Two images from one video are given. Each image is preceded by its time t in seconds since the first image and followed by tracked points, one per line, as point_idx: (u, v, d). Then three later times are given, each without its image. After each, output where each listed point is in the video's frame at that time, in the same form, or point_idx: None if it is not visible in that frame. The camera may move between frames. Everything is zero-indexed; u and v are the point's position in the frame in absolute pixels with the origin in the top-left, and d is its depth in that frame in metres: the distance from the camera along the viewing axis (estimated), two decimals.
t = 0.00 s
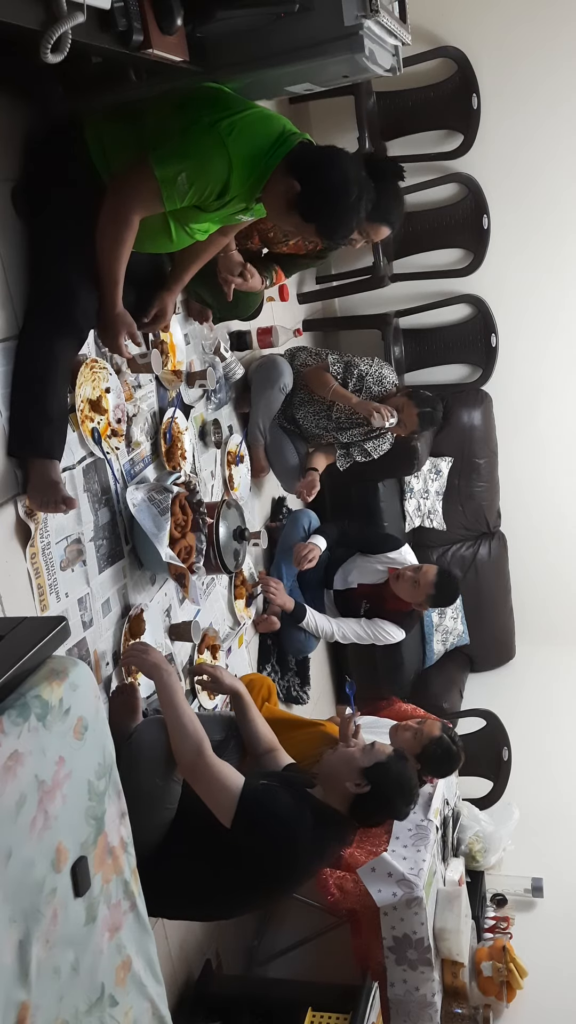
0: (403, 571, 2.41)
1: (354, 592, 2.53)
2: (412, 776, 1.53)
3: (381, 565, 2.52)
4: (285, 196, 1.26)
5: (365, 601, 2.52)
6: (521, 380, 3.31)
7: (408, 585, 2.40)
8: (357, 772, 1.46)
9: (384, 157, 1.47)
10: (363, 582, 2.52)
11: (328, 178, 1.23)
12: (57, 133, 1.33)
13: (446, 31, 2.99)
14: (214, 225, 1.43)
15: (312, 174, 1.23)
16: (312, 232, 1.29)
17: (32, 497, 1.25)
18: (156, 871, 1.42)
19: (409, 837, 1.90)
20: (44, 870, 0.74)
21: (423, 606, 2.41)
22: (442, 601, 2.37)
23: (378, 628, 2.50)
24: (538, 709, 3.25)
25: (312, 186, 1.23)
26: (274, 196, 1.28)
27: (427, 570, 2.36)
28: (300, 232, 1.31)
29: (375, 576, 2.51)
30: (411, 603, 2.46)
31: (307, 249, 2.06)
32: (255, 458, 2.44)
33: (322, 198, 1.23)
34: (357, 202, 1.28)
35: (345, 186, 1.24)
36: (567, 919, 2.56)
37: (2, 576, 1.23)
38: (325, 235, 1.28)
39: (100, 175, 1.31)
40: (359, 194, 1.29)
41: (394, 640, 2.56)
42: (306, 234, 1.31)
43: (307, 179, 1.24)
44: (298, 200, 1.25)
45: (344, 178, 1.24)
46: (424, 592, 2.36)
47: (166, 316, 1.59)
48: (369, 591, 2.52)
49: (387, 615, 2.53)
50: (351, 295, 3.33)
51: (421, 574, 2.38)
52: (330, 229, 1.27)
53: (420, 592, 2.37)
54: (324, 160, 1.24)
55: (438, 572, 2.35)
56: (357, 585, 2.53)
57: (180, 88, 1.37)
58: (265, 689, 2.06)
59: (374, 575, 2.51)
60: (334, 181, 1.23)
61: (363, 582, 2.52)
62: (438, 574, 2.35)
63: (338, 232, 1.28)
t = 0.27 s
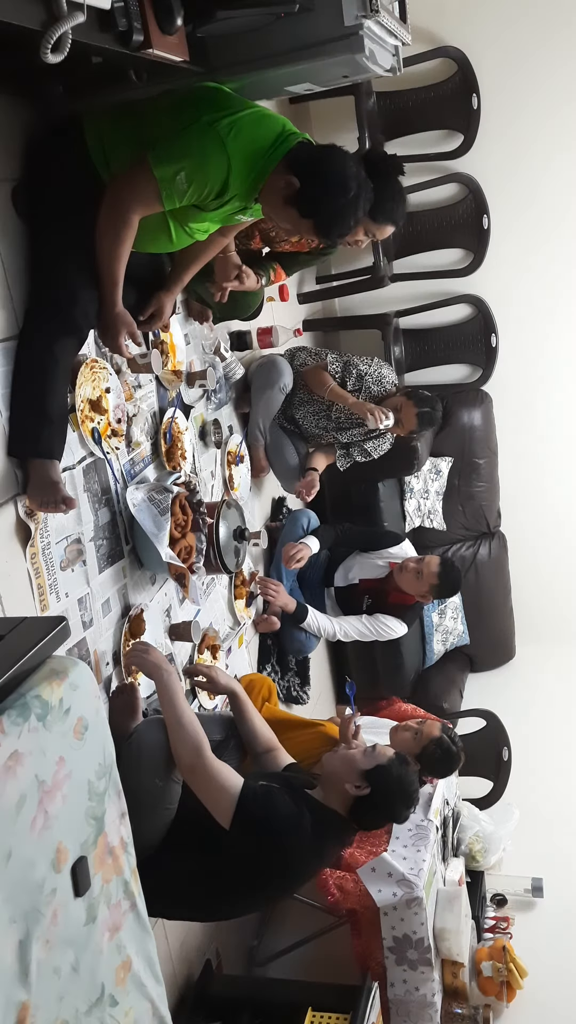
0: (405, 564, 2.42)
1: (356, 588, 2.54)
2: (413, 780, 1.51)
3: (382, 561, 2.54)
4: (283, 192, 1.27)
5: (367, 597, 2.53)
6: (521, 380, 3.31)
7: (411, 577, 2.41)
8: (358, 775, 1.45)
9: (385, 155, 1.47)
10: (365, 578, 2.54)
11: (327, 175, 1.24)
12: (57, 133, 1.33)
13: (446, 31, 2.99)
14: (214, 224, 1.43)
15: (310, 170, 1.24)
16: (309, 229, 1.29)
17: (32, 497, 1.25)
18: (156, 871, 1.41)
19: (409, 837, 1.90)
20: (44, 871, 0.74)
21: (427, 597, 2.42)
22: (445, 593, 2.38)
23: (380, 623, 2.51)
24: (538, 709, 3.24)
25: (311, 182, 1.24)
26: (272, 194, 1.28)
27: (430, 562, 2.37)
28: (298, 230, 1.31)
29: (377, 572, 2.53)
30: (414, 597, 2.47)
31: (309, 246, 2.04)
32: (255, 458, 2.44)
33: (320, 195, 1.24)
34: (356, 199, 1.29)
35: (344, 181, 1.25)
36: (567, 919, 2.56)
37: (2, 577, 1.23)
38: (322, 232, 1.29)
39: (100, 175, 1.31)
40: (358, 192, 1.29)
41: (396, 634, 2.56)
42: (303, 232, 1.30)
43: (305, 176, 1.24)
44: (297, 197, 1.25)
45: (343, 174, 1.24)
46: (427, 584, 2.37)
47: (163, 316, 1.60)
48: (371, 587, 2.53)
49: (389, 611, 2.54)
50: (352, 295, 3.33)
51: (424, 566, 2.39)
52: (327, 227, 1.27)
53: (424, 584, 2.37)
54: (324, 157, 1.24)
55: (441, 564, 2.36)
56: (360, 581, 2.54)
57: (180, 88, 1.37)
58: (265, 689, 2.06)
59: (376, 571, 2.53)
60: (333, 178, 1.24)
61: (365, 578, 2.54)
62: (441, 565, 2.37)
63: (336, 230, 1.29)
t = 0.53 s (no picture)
0: (408, 562, 2.42)
1: (357, 588, 2.52)
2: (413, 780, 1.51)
3: (383, 561, 2.51)
4: (284, 191, 1.27)
5: (369, 597, 2.51)
6: (521, 380, 3.30)
7: (414, 575, 2.41)
8: (357, 776, 1.44)
9: (386, 153, 1.47)
10: (366, 578, 2.51)
11: (326, 172, 1.24)
12: (57, 134, 1.33)
13: (446, 31, 2.99)
14: (215, 224, 1.43)
15: (309, 167, 1.25)
16: (309, 227, 1.30)
17: (32, 497, 1.25)
18: (157, 871, 1.41)
19: (409, 837, 1.90)
20: (44, 871, 0.74)
21: (429, 595, 2.42)
22: (447, 590, 2.38)
23: (383, 626, 2.50)
24: (538, 710, 3.24)
25: (310, 179, 1.24)
26: (272, 192, 1.29)
27: (433, 560, 2.37)
28: (297, 227, 1.32)
29: (378, 572, 2.51)
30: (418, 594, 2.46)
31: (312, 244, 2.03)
32: (255, 458, 2.44)
33: (319, 192, 1.24)
34: (356, 196, 1.29)
35: (344, 180, 1.25)
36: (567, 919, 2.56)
37: (2, 576, 1.23)
38: (320, 230, 1.29)
39: (100, 175, 1.31)
40: (358, 189, 1.29)
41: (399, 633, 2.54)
42: (304, 230, 1.31)
43: (305, 172, 1.25)
44: (296, 195, 1.26)
45: (342, 173, 1.25)
46: (430, 581, 2.37)
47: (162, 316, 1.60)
48: (372, 587, 2.51)
49: (391, 610, 2.52)
50: (352, 295, 3.33)
51: (427, 564, 2.39)
52: (326, 225, 1.27)
53: (427, 581, 2.37)
54: (323, 155, 1.25)
55: (444, 562, 2.36)
56: (361, 581, 2.52)
57: (181, 88, 1.37)
58: (265, 689, 2.06)
59: (377, 570, 2.51)
60: (332, 175, 1.24)
61: (367, 578, 2.52)
62: (444, 563, 2.36)
63: (334, 228, 1.28)
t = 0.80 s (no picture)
0: (408, 564, 2.42)
1: (357, 590, 2.51)
2: (413, 783, 1.50)
3: (384, 562, 2.51)
4: (285, 192, 1.28)
5: (369, 598, 2.51)
6: (521, 380, 3.30)
7: (413, 577, 2.40)
8: (357, 776, 1.45)
9: (384, 157, 1.47)
10: (366, 579, 2.51)
11: (326, 171, 1.24)
12: (57, 134, 1.33)
13: (445, 30, 2.99)
14: (215, 225, 1.43)
15: (308, 167, 1.25)
16: (313, 226, 1.30)
17: (32, 497, 1.25)
18: (156, 871, 1.41)
19: (409, 837, 1.90)
20: (44, 870, 0.74)
21: (429, 597, 2.42)
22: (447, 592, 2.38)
23: (382, 628, 2.50)
24: (537, 709, 3.24)
25: (310, 179, 1.24)
26: (274, 193, 1.29)
27: (433, 562, 2.37)
28: (301, 228, 1.32)
29: (379, 573, 2.50)
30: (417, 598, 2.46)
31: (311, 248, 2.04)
32: (255, 457, 2.44)
33: (320, 191, 1.24)
34: (357, 195, 1.29)
35: (346, 178, 1.25)
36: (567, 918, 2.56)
37: (2, 576, 1.23)
38: (324, 229, 1.29)
39: (101, 175, 1.31)
40: (359, 187, 1.29)
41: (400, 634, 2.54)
42: (307, 230, 1.31)
43: (305, 173, 1.25)
44: (298, 195, 1.26)
45: (344, 171, 1.25)
46: (430, 584, 2.37)
47: (162, 315, 1.60)
48: (373, 588, 2.51)
49: (392, 612, 2.52)
50: (352, 295, 3.33)
51: (426, 567, 2.38)
52: (329, 224, 1.27)
53: (427, 584, 2.37)
54: (322, 154, 1.25)
55: (444, 564, 2.36)
56: (361, 582, 2.52)
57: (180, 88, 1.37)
58: (265, 689, 2.06)
59: (377, 572, 2.50)
60: (333, 174, 1.24)
61: (367, 579, 2.51)
62: (444, 565, 2.36)
63: (338, 228, 1.28)
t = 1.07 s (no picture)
0: (406, 567, 2.42)
1: (357, 591, 2.52)
2: (412, 781, 1.51)
3: (383, 563, 2.52)
4: (288, 199, 1.29)
5: (368, 599, 2.51)
6: (521, 380, 3.31)
7: (412, 580, 2.40)
8: (355, 777, 1.44)
9: (384, 160, 1.48)
10: (366, 580, 2.52)
11: (327, 176, 1.24)
12: (57, 135, 1.33)
13: (446, 31, 2.99)
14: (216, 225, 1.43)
15: (308, 172, 1.25)
16: (316, 231, 1.32)
17: (33, 498, 1.26)
18: (157, 870, 1.42)
19: (409, 836, 1.91)
20: (45, 869, 0.75)
21: (429, 600, 2.41)
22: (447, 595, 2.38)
23: (381, 629, 2.49)
24: (537, 709, 3.25)
25: (311, 185, 1.25)
26: (276, 197, 1.30)
27: (430, 565, 2.37)
28: (304, 230, 1.33)
29: (378, 574, 2.51)
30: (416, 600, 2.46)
31: (308, 249, 2.06)
32: (255, 457, 2.44)
33: (321, 199, 1.25)
34: (359, 200, 1.28)
35: (347, 186, 1.25)
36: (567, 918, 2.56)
37: (3, 576, 1.23)
38: (327, 232, 1.30)
39: (102, 177, 1.32)
40: (361, 192, 1.29)
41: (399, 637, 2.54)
42: (310, 234, 1.33)
43: (305, 178, 1.25)
44: (300, 204, 1.27)
45: (345, 179, 1.25)
46: (428, 588, 2.37)
47: (162, 309, 1.59)
48: (372, 589, 2.51)
49: (391, 613, 2.51)
50: (352, 296, 3.33)
51: (424, 571, 2.38)
52: (332, 227, 1.29)
53: (425, 587, 2.38)
54: (323, 157, 1.25)
55: (442, 567, 2.36)
56: (360, 583, 2.52)
57: (181, 89, 1.37)
58: (265, 689, 2.06)
59: (376, 573, 2.51)
60: (333, 180, 1.24)
61: (366, 579, 2.52)
62: (442, 567, 2.36)
63: (342, 229, 1.30)
